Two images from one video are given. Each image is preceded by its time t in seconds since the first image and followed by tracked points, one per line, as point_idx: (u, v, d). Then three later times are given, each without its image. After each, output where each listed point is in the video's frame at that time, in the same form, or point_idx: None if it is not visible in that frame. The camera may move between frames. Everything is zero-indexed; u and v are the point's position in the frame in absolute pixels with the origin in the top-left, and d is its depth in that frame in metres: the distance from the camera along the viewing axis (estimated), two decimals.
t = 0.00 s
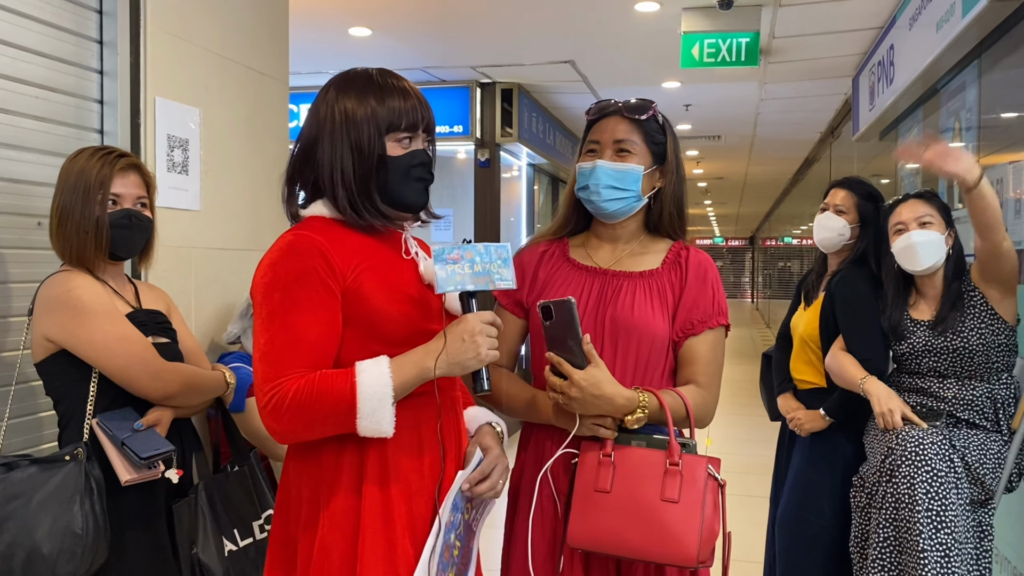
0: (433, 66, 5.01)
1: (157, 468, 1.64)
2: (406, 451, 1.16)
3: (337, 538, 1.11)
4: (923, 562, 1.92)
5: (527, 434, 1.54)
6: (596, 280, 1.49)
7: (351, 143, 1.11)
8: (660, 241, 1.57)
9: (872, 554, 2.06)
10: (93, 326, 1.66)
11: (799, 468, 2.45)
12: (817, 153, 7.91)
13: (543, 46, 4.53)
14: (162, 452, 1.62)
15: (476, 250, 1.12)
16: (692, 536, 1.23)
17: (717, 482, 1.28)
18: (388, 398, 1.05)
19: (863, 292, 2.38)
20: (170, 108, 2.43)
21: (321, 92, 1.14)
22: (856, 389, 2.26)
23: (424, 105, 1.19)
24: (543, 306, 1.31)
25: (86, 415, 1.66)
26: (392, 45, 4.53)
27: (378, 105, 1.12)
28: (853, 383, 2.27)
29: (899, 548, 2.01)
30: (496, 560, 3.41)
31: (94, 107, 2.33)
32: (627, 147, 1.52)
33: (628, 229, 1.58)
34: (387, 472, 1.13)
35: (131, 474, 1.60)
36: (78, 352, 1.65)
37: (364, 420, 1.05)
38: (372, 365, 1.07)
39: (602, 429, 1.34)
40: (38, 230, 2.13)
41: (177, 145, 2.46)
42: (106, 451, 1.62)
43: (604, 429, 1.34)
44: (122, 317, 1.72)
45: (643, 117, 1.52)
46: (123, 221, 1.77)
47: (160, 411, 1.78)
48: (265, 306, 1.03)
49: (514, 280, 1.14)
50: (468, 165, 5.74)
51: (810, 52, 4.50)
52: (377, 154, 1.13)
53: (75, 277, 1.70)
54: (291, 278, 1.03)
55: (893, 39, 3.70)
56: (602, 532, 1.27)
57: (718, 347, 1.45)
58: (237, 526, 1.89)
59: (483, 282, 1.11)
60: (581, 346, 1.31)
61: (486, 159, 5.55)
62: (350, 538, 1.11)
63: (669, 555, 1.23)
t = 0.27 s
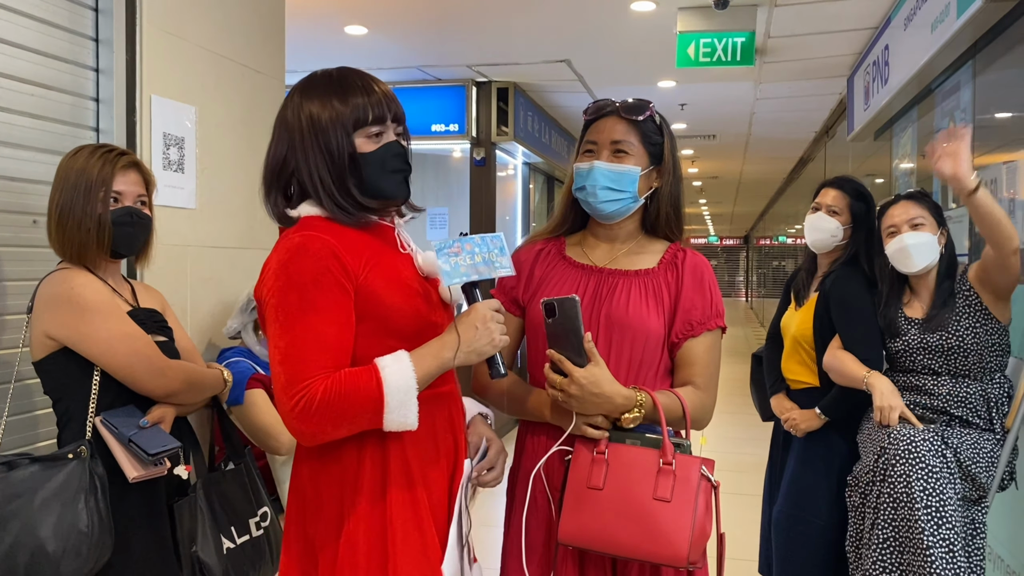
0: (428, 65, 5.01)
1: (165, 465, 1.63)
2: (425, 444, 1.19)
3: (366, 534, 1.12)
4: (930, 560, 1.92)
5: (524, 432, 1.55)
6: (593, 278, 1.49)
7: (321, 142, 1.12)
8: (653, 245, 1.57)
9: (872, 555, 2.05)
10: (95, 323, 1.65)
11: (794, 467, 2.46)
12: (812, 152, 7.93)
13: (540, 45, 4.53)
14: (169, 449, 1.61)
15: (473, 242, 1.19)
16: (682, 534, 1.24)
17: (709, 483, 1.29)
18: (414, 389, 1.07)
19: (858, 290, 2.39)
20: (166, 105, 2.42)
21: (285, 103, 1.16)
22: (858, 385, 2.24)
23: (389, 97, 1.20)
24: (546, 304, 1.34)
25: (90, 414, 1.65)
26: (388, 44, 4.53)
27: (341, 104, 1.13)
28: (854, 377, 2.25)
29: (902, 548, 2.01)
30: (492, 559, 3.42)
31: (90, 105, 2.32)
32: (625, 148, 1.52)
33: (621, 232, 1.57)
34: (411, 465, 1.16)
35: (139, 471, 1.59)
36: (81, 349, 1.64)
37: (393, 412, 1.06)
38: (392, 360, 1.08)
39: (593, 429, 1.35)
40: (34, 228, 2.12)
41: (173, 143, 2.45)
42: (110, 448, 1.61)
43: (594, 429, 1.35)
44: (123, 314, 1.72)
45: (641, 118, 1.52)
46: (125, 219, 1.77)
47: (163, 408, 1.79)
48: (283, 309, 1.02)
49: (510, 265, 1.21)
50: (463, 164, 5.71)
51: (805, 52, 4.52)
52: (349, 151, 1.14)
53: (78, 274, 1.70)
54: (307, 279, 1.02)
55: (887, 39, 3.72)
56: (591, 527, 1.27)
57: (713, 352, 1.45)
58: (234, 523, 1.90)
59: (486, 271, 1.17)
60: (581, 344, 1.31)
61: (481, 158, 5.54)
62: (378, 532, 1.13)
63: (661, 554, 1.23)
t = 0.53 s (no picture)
0: (424, 64, 5.00)
1: (171, 463, 1.64)
2: (416, 447, 1.21)
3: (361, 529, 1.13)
4: (922, 557, 1.92)
5: (519, 435, 1.56)
6: (591, 286, 1.48)
7: (322, 138, 1.13)
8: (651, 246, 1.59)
9: (868, 551, 2.06)
10: (95, 321, 1.64)
11: (787, 467, 2.47)
12: (807, 152, 7.95)
13: (536, 44, 4.53)
14: (177, 446, 1.62)
15: (462, 246, 1.19)
16: (669, 543, 1.24)
17: (701, 489, 1.28)
18: (403, 392, 1.08)
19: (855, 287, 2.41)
20: (160, 104, 2.41)
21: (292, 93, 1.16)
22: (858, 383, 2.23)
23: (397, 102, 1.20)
24: (542, 309, 1.31)
25: (92, 414, 1.65)
26: (384, 42, 4.52)
27: (348, 104, 1.13)
28: (853, 377, 2.24)
29: (896, 545, 2.01)
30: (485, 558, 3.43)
31: (84, 104, 2.31)
32: (622, 147, 1.53)
33: (617, 233, 1.57)
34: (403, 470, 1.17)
35: (146, 469, 1.59)
36: (83, 348, 1.63)
37: (381, 415, 1.07)
38: (382, 363, 1.08)
39: (592, 440, 1.35)
40: (27, 226, 2.12)
41: (168, 142, 2.45)
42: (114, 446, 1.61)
43: (594, 441, 1.35)
44: (124, 312, 1.71)
45: (639, 117, 1.53)
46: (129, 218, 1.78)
47: (167, 406, 1.79)
48: (279, 309, 1.02)
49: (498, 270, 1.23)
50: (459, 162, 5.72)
51: (801, 52, 4.53)
52: (349, 153, 1.15)
53: (78, 272, 1.69)
54: (304, 280, 1.02)
55: (882, 40, 3.73)
56: (587, 534, 1.29)
57: (703, 351, 1.47)
58: (227, 521, 1.87)
59: (475, 275, 1.18)
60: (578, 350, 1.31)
61: (477, 157, 5.55)
62: (373, 536, 1.14)
63: (648, 559, 1.24)
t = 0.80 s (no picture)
0: (420, 63, 5.01)
1: (170, 459, 1.64)
2: (392, 460, 1.17)
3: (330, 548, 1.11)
4: (908, 553, 1.94)
5: (514, 435, 1.55)
6: (586, 288, 1.49)
7: (359, 144, 1.11)
8: (643, 246, 1.60)
9: (860, 549, 2.08)
10: (90, 319, 1.64)
11: (780, 466, 2.48)
12: (803, 153, 7.97)
13: (533, 45, 4.53)
14: (176, 442, 1.63)
15: (460, 242, 1.21)
16: (686, 536, 1.27)
17: (704, 480, 1.33)
18: (424, 393, 1.08)
19: (848, 289, 2.42)
20: (155, 103, 2.41)
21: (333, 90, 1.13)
22: (846, 384, 2.27)
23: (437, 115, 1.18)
24: (550, 313, 1.32)
25: (89, 411, 1.65)
26: (380, 42, 4.52)
27: (390, 110, 1.11)
28: (841, 378, 2.28)
29: (885, 541, 2.03)
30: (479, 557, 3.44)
31: (79, 102, 2.31)
32: (621, 157, 1.52)
33: (612, 238, 1.58)
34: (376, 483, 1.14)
35: (145, 465, 1.59)
36: (78, 345, 1.63)
37: (405, 412, 1.07)
38: (398, 364, 1.07)
39: (598, 439, 1.34)
40: (21, 225, 2.11)
41: (164, 141, 2.45)
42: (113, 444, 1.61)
43: (598, 438, 1.35)
44: (120, 310, 1.71)
45: (638, 126, 1.52)
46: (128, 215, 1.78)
47: (164, 403, 1.79)
48: (298, 317, 0.99)
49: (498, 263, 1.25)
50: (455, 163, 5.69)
51: (796, 53, 4.54)
52: (382, 160, 1.12)
53: (73, 269, 1.68)
54: (326, 287, 1.00)
55: (877, 41, 3.74)
56: (601, 534, 1.30)
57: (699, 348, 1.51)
58: (222, 519, 1.90)
59: (477, 270, 1.19)
60: (586, 353, 1.31)
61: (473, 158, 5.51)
62: (342, 549, 1.11)
63: (664, 552, 1.27)
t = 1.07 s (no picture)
0: (417, 63, 5.00)
1: (158, 456, 1.64)
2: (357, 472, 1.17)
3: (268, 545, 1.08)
4: (907, 556, 1.93)
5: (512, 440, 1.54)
6: (577, 282, 1.49)
7: (398, 162, 1.10)
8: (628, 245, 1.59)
9: (850, 549, 2.08)
10: (82, 318, 1.64)
11: (774, 466, 2.48)
12: (800, 154, 7.99)
13: (530, 45, 4.53)
14: (164, 440, 1.62)
15: (482, 263, 1.26)
16: (684, 530, 1.28)
17: (701, 475, 1.33)
18: (439, 409, 1.10)
19: (841, 288, 2.42)
20: (150, 101, 2.41)
21: (377, 103, 1.12)
22: (838, 385, 2.27)
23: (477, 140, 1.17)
24: (542, 322, 1.32)
25: (78, 407, 1.64)
26: (377, 41, 4.51)
27: (434, 131, 1.10)
28: (834, 379, 2.28)
29: (880, 543, 2.03)
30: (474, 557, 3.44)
31: (74, 100, 2.31)
32: (608, 153, 1.54)
33: (598, 235, 1.58)
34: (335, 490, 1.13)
35: (133, 462, 1.59)
36: (70, 343, 1.63)
37: (420, 429, 1.08)
38: (415, 381, 1.09)
39: (595, 438, 1.35)
40: (14, 223, 2.11)
41: (158, 139, 2.45)
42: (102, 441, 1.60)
43: (596, 437, 1.35)
44: (112, 308, 1.71)
45: (619, 122, 1.55)
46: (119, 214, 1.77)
47: (155, 400, 1.78)
48: (325, 328, 0.98)
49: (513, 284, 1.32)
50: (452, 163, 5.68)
51: (792, 54, 4.55)
52: (420, 179, 1.11)
53: (63, 268, 1.68)
54: (353, 300, 1.00)
55: (872, 41, 3.75)
56: (600, 532, 1.29)
57: (692, 344, 1.50)
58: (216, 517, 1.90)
59: (495, 289, 1.25)
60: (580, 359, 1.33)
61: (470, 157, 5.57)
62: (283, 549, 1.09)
63: (664, 548, 1.28)
